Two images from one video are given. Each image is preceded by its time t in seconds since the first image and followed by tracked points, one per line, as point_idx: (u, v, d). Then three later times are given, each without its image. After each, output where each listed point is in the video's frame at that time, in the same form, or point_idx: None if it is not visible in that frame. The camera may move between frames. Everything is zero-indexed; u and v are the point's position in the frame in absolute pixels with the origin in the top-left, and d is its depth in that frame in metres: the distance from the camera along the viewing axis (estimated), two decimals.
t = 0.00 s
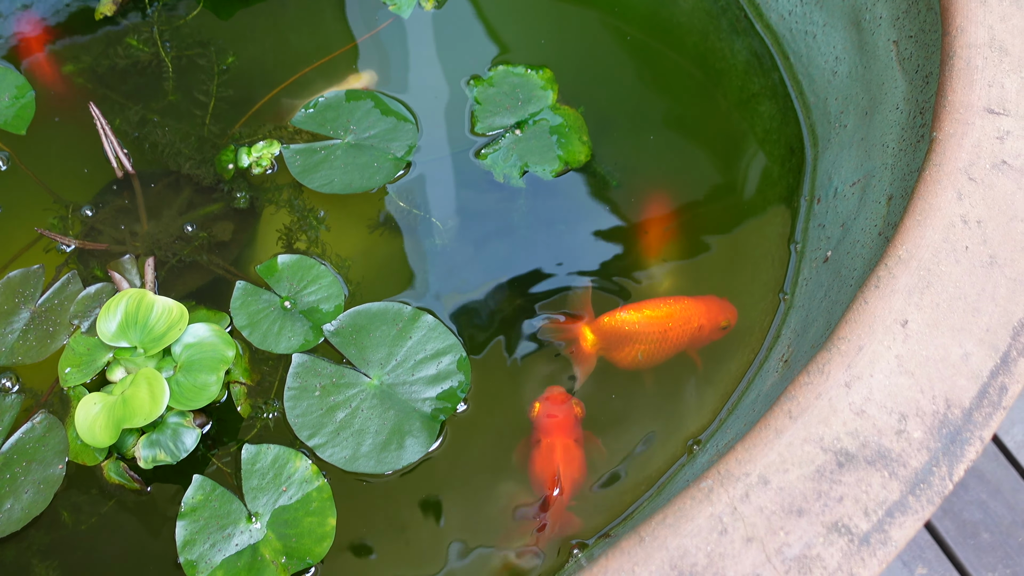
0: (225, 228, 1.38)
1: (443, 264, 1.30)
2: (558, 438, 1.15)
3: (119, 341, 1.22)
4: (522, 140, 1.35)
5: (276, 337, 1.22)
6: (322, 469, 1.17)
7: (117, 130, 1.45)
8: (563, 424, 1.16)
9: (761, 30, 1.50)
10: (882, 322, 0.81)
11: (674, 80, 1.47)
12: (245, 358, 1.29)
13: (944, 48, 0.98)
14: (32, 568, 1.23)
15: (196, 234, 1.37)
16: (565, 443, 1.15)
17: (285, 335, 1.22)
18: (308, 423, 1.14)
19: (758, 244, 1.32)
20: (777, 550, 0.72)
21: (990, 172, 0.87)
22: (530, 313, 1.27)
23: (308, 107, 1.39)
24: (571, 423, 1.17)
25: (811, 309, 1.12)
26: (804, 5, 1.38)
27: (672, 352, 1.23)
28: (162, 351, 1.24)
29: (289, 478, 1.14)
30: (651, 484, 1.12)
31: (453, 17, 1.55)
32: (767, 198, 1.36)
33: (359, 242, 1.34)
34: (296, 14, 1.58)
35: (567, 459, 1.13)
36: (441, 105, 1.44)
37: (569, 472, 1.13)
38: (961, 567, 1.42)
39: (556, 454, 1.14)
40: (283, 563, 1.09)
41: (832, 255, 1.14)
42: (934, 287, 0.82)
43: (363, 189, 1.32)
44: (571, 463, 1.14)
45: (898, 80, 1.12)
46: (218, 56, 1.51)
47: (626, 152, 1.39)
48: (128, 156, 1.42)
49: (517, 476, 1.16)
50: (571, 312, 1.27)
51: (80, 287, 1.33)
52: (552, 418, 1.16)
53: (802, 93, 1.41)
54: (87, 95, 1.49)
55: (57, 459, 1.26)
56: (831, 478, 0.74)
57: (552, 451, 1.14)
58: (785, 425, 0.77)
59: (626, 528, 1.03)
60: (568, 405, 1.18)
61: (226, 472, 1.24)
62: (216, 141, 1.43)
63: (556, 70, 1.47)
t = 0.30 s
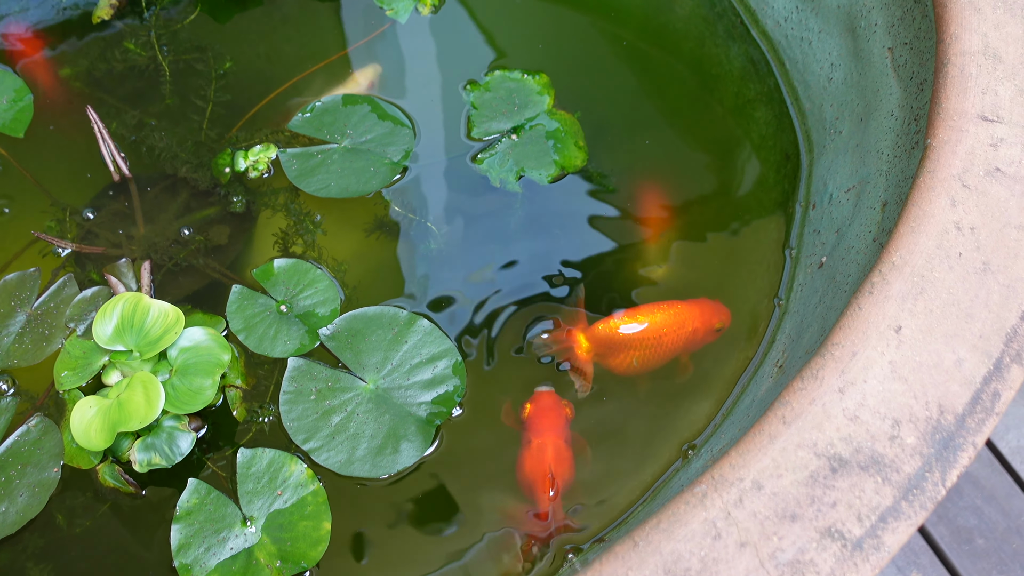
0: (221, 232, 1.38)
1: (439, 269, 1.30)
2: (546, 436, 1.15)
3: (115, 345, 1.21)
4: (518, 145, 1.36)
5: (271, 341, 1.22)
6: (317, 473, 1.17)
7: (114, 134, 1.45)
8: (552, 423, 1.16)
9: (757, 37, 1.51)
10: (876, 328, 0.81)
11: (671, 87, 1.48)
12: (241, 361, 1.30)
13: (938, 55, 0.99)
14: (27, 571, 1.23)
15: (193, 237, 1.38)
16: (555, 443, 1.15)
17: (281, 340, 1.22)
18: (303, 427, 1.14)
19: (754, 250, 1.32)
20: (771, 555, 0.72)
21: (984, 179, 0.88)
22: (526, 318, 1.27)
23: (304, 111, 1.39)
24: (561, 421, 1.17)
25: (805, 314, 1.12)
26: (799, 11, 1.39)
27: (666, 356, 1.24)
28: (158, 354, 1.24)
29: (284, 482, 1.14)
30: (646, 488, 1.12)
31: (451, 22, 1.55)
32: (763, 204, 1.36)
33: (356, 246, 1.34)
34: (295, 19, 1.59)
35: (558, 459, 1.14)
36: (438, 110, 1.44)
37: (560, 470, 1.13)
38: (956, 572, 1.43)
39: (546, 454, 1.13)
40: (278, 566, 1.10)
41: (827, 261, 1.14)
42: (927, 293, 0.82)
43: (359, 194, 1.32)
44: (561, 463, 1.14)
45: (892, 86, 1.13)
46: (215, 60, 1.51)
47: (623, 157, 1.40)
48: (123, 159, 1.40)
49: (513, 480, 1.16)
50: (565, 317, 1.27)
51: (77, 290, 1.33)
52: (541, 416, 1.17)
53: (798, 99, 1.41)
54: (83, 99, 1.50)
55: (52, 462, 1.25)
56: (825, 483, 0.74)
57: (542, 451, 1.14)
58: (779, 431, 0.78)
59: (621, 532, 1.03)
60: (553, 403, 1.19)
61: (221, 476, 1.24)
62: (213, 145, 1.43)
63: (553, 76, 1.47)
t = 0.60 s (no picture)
0: (220, 236, 1.38)
1: (438, 274, 1.30)
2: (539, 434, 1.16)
3: (113, 349, 1.22)
4: (517, 151, 1.36)
5: (270, 346, 1.22)
6: (315, 478, 1.17)
7: (114, 138, 1.45)
8: (545, 422, 1.17)
9: (756, 43, 1.50)
10: (874, 336, 0.81)
11: (670, 93, 1.48)
12: (239, 366, 1.30)
13: (937, 63, 0.99)
14: None
15: (192, 242, 1.38)
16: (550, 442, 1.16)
17: (279, 345, 1.22)
18: (301, 432, 1.14)
19: (753, 256, 1.32)
20: (768, 563, 0.72)
21: (982, 187, 0.88)
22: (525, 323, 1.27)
23: (304, 117, 1.40)
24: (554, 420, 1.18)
25: (804, 321, 1.12)
26: (798, 18, 1.39)
27: (666, 363, 1.24)
28: (156, 359, 1.24)
29: (282, 488, 1.14)
30: (644, 495, 1.11)
31: (451, 28, 1.56)
32: (762, 210, 1.36)
33: (355, 251, 1.35)
34: (296, 25, 1.60)
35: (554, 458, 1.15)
36: (438, 115, 1.44)
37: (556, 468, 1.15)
38: None
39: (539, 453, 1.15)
40: (275, 572, 1.09)
41: (826, 267, 1.14)
42: (925, 301, 0.82)
43: (358, 199, 1.32)
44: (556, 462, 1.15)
45: (891, 94, 1.13)
46: (215, 65, 1.51)
47: (622, 163, 1.40)
48: (123, 164, 1.42)
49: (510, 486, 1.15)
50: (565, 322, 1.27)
51: (75, 295, 1.33)
52: (534, 416, 1.17)
53: (797, 106, 1.41)
54: (83, 103, 1.50)
55: (50, 467, 1.25)
56: (822, 491, 0.74)
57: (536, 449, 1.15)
58: (777, 438, 0.78)
59: (618, 539, 1.02)
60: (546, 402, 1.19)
61: (219, 481, 1.24)
62: (213, 149, 1.43)
63: (553, 82, 1.48)
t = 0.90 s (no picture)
0: (221, 241, 1.38)
1: (438, 280, 1.30)
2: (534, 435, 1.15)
3: (112, 353, 1.22)
4: (518, 156, 1.36)
5: (270, 350, 1.22)
6: (314, 484, 1.17)
7: (115, 142, 1.45)
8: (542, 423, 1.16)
9: (758, 49, 1.50)
10: (874, 344, 0.81)
11: (671, 99, 1.48)
12: (238, 371, 1.29)
13: (939, 70, 0.99)
14: None
15: (192, 246, 1.38)
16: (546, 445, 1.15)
17: (279, 349, 1.22)
18: (301, 437, 1.14)
19: (754, 262, 1.32)
20: (767, 571, 0.71)
21: (984, 194, 0.88)
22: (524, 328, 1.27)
23: (305, 121, 1.40)
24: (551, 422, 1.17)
25: (805, 327, 1.12)
26: (800, 24, 1.38)
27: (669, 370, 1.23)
28: (155, 363, 1.24)
29: (281, 493, 1.13)
30: (644, 501, 1.11)
31: (452, 33, 1.56)
32: (763, 216, 1.36)
33: (355, 256, 1.35)
34: (298, 30, 1.60)
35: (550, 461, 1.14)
36: (439, 120, 1.44)
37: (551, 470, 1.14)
38: None
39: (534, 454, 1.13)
40: None
41: (827, 274, 1.14)
42: (926, 309, 0.82)
43: (359, 204, 1.32)
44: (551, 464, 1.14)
45: (893, 101, 1.13)
46: (217, 69, 1.52)
47: (623, 168, 1.39)
48: (124, 167, 1.42)
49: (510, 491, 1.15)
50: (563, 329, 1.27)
51: (75, 298, 1.33)
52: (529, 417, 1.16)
53: (799, 112, 1.41)
54: (85, 107, 1.50)
55: (49, 470, 1.25)
56: (822, 500, 0.74)
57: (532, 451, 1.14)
58: (777, 446, 0.78)
59: (618, 546, 1.02)
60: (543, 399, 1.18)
61: (218, 486, 1.24)
62: (214, 154, 1.43)
63: (554, 87, 1.48)
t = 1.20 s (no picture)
0: (223, 243, 1.38)
1: (441, 283, 1.30)
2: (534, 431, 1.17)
3: (114, 356, 1.22)
4: (521, 160, 1.36)
5: (271, 354, 1.21)
6: (316, 487, 1.17)
7: (118, 145, 1.45)
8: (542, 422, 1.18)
9: (761, 54, 1.50)
10: (877, 350, 0.81)
11: (674, 104, 1.48)
12: (240, 374, 1.29)
13: (943, 75, 0.99)
14: None
15: (194, 249, 1.37)
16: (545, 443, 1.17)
17: (281, 352, 1.22)
18: (302, 440, 1.13)
19: (756, 267, 1.31)
20: None
21: (988, 201, 0.87)
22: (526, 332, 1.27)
23: (309, 124, 1.40)
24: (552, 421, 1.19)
25: (808, 333, 1.11)
26: (804, 29, 1.38)
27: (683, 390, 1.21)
28: (157, 366, 1.24)
29: (282, 496, 1.14)
30: (646, 507, 1.10)
31: (456, 36, 1.56)
32: (766, 221, 1.36)
33: (357, 259, 1.34)
34: (302, 33, 1.60)
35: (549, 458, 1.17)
36: (442, 124, 1.44)
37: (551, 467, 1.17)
38: None
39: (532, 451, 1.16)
40: None
41: (830, 279, 1.13)
42: (930, 315, 0.82)
43: (361, 207, 1.32)
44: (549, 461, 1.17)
45: (897, 106, 1.12)
46: (220, 72, 1.52)
47: (625, 173, 1.39)
48: (127, 170, 1.42)
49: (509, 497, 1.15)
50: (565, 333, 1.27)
51: (77, 300, 1.33)
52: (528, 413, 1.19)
53: (802, 117, 1.40)
54: (88, 109, 1.50)
55: (50, 473, 1.25)
56: (824, 507, 0.74)
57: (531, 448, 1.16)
58: (779, 453, 0.77)
59: (620, 552, 1.01)
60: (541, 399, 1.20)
61: (219, 489, 1.23)
62: (216, 156, 1.43)
63: (557, 91, 1.47)
